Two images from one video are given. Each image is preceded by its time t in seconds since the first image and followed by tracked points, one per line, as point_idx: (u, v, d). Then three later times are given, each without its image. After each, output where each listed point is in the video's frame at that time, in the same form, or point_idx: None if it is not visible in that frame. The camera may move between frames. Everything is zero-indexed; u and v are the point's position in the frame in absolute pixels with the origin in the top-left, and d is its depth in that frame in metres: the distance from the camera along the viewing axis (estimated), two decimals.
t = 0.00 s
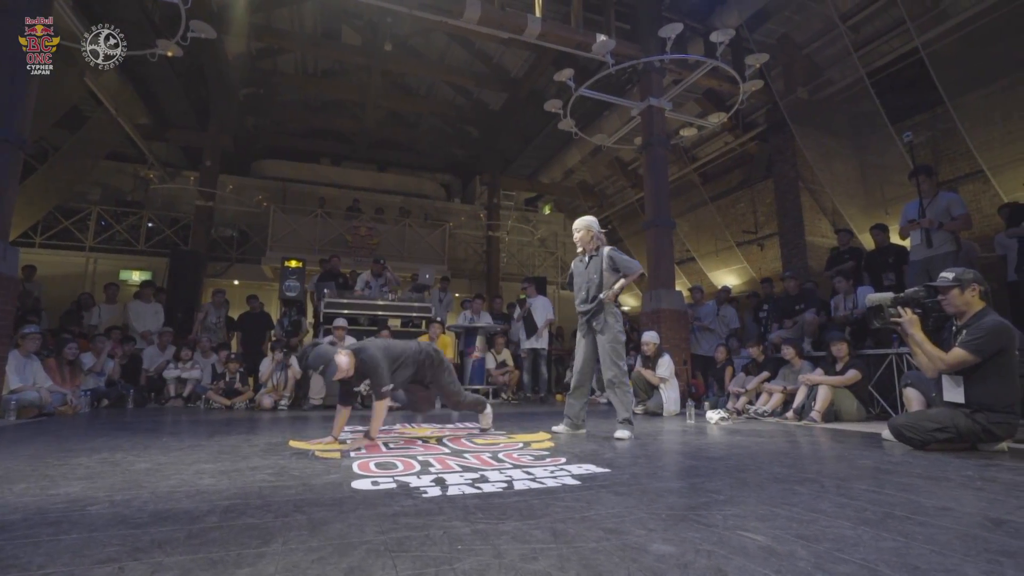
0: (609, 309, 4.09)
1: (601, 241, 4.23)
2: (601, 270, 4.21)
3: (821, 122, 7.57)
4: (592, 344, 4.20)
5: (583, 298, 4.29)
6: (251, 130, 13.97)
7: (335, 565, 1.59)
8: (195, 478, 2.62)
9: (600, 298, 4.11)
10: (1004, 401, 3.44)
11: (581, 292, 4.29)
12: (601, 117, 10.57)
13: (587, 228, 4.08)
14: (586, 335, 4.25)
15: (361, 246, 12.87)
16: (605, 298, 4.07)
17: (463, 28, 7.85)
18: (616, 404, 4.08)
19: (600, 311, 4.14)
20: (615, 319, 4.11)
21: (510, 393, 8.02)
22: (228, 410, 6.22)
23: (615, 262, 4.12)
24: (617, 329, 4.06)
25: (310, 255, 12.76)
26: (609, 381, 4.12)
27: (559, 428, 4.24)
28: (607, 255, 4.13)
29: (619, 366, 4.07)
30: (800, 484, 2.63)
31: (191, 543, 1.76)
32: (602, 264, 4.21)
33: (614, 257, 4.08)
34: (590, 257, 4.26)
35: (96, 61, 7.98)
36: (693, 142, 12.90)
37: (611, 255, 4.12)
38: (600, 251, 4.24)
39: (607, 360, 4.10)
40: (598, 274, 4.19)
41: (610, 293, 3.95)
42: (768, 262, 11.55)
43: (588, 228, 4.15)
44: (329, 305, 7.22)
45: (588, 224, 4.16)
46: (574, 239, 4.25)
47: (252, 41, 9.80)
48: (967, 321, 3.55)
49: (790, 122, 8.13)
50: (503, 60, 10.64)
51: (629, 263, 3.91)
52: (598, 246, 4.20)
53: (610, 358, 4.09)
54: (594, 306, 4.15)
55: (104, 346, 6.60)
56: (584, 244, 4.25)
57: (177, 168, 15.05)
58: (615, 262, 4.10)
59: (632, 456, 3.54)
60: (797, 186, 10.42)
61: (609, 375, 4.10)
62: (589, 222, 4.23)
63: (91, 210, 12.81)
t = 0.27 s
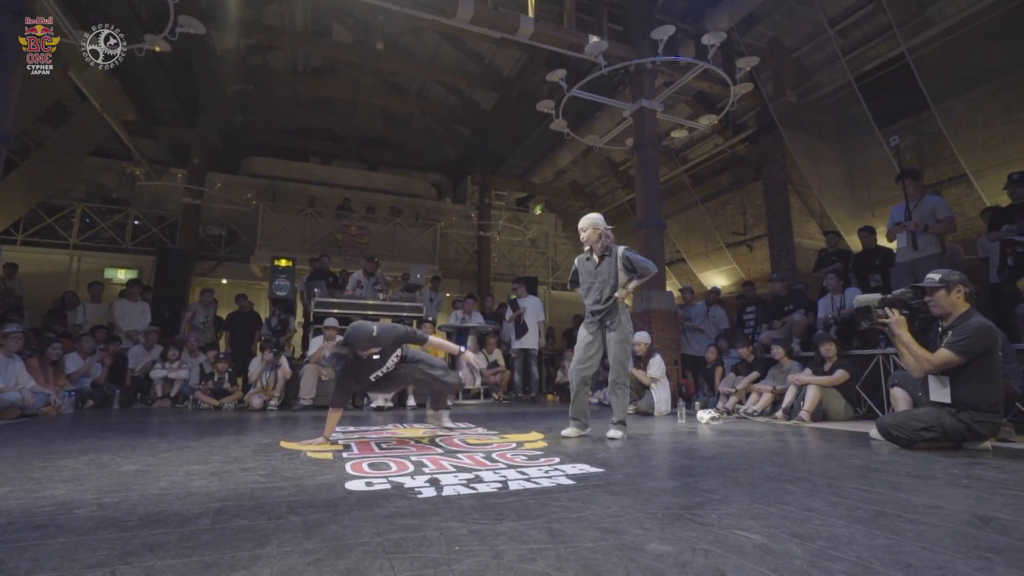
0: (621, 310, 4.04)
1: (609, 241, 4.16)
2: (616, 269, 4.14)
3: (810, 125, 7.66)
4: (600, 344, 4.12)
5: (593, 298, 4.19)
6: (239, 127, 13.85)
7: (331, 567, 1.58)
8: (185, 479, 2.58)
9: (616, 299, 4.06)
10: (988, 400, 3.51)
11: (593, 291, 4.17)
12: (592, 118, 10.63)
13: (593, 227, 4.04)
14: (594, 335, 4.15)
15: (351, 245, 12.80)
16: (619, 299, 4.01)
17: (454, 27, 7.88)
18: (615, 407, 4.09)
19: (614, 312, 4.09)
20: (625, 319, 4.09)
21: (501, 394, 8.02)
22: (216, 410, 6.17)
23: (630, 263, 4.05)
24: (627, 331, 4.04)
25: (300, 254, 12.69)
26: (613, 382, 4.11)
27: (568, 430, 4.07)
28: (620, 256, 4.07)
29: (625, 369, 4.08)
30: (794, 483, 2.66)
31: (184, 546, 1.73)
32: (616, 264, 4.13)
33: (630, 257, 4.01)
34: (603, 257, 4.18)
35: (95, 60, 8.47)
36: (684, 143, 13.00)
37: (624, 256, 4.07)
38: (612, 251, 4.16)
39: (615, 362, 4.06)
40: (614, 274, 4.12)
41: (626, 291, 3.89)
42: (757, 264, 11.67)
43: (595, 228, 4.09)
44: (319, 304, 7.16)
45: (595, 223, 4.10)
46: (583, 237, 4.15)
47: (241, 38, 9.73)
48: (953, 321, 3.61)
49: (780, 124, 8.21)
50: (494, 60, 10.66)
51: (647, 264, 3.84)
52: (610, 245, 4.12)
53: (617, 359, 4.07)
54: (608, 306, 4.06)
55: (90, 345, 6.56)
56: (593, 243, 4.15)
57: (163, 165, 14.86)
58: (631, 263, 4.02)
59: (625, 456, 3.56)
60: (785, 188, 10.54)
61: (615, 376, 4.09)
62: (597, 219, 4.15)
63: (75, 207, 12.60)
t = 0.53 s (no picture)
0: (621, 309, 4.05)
1: (609, 239, 4.14)
2: (616, 269, 4.11)
3: (801, 128, 7.74)
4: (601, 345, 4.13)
5: (592, 299, 4.18)
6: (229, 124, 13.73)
7: (328, 569, 1.56)
8: (176, 480, 2.54)
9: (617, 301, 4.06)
10: (977, 399, 3.56)
11: (593, 291, 4.16)
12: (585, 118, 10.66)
13: (593, 224, 4.02)
14: (596, 335, 4.15)
15: (342, 244, 12.74)
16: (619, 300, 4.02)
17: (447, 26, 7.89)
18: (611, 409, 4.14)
19: (615, 313, 4.10)
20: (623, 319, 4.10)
21: (493, 393, 8.01)
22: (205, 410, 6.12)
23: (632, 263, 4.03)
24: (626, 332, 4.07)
25: (291, 252, 12.59)
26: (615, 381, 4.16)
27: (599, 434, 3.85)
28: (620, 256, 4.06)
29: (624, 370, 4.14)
30: (789, 482, 2.68)
31: (179, 548, 1.70)
32: (616, 263, 4.12)
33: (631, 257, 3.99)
34: (603, 256, 4.16)
35: (95, 59, 8.89)
36: (676, 144, 13.09)
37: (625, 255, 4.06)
38: (612, 249, 4.14)
39: (616, 362, 4.10)
40: (614, 274, 4.11)
41: (627, 292, 3.89)
42: (748, 265, 11.76)
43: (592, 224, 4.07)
44: (311, 303, 7.11)
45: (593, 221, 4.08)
46: (581, 236, 4.13)
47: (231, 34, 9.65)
48: (943, 322, 3.66)
49: (771, 126, 8.27)
50: (487, 60, 10.66)
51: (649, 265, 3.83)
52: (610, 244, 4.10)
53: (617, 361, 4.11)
54: (608, 307, 4.07)
55: (76, 346, 6.50)
56: (592, 241, 4.13)
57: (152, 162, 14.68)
58: (634, 263, 3.98)
59: (621, 456, 3.56)
60: (776, 190, 10.64)
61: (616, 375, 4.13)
62: (595, 218, 4.13)
63: (61, 204, 12.43)
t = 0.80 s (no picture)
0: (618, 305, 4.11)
1: (603, 231, 4.12)
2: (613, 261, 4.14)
3: (791, 130, 7.83)
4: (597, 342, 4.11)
5: (587, 293, 4.13)
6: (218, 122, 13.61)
7: (327, 571, 1.54)
8: (169, 483, 2.51)
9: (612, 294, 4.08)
10: (965, 399, 3.61)
11: (588, 286, 4.12)
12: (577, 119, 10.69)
13: (586, 217, 3.99)
14: (590, 333, 4.12)
15: (333, 243, 12.67)
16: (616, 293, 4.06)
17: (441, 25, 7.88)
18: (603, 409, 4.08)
19: (611, 309, 4.11)
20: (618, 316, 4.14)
21: (486, 393, 8.01)
22: (194, 410, 6.06)
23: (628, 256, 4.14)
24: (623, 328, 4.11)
25: (281, 251, 12.49)
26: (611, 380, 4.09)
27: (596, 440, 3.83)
28: (619, 248, 4.12)
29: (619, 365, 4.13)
30: (785, 481, 2.69)
31: (174, 551, 1.67)
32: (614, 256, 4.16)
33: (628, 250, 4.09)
34: (597, 249, 4.15)
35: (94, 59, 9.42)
36: (667, 145, 13.17)
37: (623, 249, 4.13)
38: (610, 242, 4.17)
39: (611, 360, 4.09)
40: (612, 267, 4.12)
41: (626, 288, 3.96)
42: (738, 265, 11.85)
43: (587, 217, 4.04)
44: (302, 303, 7.07)
45: (588, 213, 4.04)
46: (576, 229, 4.09)
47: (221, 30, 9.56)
48: (932, 322, 3.71)
49: (762, 128, 8.35)
50: (479, 60, 10.66)
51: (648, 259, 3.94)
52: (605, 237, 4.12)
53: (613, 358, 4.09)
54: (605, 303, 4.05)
55: (64, 346, 6.40)
56: (584, 234, 4.08)
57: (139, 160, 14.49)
58: (630, 256, 4.11)
59: (616, 456, 3.56)
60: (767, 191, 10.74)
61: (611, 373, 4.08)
62: (589, 210, 4.09)
63: (45, 201, 12.22)
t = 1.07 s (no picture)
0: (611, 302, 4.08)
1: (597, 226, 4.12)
2: (607, 254, 4.10)
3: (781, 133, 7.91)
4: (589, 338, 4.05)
5: (579, 287, 4.08)
6: (207, 119, 13.45)
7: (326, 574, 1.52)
8: (160, 484, 2.47)
9: (605, 290, 4.03)
10: (953, 399, 3.67)
11: (580, 280, 4.07)
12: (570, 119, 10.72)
13: (581, 211, 4.01)
14: (582, 328, 4.08)
15: (324, 242, 12.58)
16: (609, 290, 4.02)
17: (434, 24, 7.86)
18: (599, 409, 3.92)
19: (603, 304, 4.03)
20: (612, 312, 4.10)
21: (478, 393, 8.00)
22: (183, 410, 5.98)
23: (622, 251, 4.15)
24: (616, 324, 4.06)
25: (270, 249, 12.38)
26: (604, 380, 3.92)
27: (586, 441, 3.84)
28: (614, 244, 4.10)
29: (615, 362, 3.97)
30: (779, 480, 2.72)
31: (169, 554, 1.65)
32: (608, 250, 4.12)
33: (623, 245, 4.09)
34: (591, 243, 4.13)
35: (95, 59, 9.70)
36: (659, 147, 13.24)
37: (618, 244, 4.10)
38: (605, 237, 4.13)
39: (603, 357, 3.95)
40: (605, 261, 4.08)
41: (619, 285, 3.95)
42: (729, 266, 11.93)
43: (583, 211, 4.05)
44: (293, 302, 7.01)
45: (583, 207, 4.06)
46: (570, 223, 4.10)
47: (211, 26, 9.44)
48: (921, 322, 3.76)
49: (753, 131, 8.42)
50: (472, 59, 10.65)
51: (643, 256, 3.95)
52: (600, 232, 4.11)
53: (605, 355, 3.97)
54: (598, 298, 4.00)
55: (49, 345, 6.26)
56: (581, 228, 4.10)
57: (126, 156, 14.29)
58: (625, 253, 4.09)
59: (611, 456, 3.57)
60: (757, 193, 10.84)
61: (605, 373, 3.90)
62: (586, 205, 4.11)
63: (28, 197, 12.00)
